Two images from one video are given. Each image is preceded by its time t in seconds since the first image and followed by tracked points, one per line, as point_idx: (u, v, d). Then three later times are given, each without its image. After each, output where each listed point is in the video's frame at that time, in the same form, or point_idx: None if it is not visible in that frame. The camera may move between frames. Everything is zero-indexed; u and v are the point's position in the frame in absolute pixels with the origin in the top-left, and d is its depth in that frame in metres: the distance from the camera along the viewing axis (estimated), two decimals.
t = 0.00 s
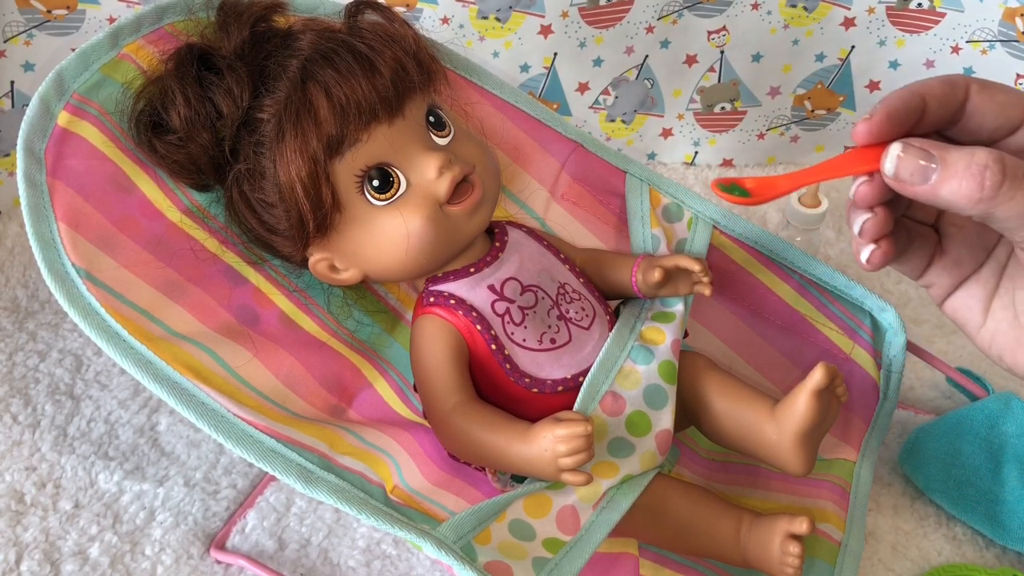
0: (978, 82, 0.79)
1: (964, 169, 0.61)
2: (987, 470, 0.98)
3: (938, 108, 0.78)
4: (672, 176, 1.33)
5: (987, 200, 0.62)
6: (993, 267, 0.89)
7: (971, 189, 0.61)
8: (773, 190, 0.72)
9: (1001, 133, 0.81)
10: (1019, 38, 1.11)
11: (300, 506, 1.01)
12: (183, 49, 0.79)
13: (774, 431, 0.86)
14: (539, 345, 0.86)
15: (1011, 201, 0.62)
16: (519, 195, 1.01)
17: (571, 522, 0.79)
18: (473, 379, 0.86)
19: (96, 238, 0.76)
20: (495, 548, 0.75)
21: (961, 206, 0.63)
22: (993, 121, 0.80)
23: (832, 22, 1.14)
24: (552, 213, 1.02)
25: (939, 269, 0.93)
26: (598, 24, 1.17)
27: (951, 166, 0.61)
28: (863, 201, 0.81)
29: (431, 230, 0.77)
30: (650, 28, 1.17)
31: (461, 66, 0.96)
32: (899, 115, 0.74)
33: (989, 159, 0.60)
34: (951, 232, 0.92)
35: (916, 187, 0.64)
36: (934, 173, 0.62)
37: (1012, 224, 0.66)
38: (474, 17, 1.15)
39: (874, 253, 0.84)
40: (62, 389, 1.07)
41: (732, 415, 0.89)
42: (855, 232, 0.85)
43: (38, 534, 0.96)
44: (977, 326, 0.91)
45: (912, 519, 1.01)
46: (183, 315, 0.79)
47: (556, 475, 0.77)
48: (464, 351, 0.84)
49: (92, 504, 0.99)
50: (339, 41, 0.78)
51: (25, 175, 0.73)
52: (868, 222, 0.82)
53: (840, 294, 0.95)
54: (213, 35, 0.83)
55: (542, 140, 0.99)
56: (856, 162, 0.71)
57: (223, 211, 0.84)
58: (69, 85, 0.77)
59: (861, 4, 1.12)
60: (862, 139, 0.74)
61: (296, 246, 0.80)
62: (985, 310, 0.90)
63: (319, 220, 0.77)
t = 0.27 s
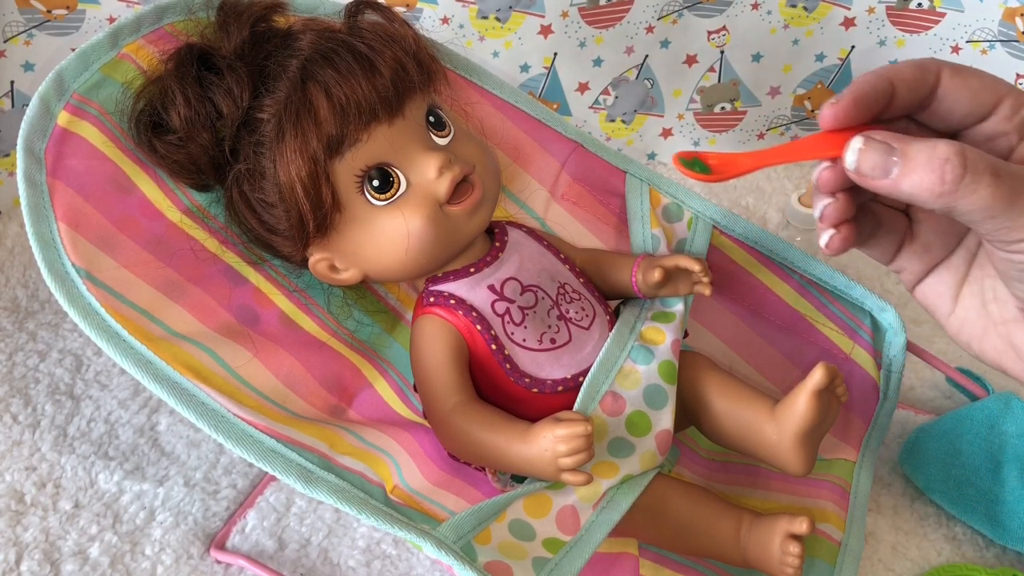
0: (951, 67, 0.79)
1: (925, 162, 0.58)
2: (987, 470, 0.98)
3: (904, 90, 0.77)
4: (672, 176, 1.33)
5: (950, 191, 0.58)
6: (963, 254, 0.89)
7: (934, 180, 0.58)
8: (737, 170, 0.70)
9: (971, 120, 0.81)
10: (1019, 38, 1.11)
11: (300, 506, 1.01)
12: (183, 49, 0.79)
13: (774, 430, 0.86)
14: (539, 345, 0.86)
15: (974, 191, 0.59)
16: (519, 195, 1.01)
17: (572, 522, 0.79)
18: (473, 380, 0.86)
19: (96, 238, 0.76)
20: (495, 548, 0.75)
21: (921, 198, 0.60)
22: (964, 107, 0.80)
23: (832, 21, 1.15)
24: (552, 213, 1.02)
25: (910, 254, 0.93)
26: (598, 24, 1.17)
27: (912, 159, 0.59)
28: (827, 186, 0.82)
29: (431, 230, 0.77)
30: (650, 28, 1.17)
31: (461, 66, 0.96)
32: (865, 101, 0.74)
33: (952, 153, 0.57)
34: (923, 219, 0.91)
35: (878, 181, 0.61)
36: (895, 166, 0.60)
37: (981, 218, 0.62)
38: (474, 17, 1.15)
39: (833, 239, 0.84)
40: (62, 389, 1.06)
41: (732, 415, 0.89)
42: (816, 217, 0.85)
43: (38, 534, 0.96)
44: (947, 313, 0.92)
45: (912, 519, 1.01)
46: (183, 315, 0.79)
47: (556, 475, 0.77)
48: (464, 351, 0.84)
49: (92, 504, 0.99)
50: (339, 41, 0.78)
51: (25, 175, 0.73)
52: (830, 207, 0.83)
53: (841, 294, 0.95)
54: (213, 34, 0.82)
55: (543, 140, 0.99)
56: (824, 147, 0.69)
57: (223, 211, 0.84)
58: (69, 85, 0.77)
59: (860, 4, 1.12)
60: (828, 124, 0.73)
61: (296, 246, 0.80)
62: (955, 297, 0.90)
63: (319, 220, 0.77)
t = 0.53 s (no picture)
0: (880, 53, 0.66)
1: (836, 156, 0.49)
2: (987, 470, 0.98)
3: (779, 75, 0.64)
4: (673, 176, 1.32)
5: (858, 188, 0.50)
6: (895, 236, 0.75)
7: (850, 172, 0.49)
8: (659, 175, 0.61)
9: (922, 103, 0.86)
10: (1019, 38, 1.11)
11: (300, 506, 1.01)
12: (183, 50, 0.79)
13: (774, 430, 0.86)
14: (539, 345, 0.86)
15: (888, 181, 0.49)
16: (519, 195, 1.01)
17: (572, 522, 0.79)
18: (473, 380, 0.86)
19: (95, 238, 0.76)
20: (495, 548, 0.75)
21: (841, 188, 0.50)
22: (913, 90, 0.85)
23: (832, 22, 1.14)
24: (552, 213, 1.02)
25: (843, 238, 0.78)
26: (598, 25, 1.17)
27: (828, 150, 0.49)
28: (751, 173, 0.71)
29: (431, 230, 0.77)
30: (650, 28, 1.18)
31: (461, 66, 0.96)
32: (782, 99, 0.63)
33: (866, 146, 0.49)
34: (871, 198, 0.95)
35: (794, 170, 0.52)
36: (808, 153, 0.50)
37: (901, 211, 0.53)
38: (474, 16, 1.16)
39: (756, 229, 0.75)
40: (62, 389, 1.06)
41: (732, 415, 0.89)
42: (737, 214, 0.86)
43: (38, 534, 0.96)
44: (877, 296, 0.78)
45: (912, 519, 1.01)
46: (183, 315, 0.79)
47: (556, 475, 0.77)
48: (464, 351, 0.84)
49: (92, 504, 0.99)
50: (339, 41, 0.78)
51: (25, 175, 0.73)
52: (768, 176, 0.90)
53: (840, 294, 0.96)
54: (213, 34, 0.82)
55: (543, 140, 0.99)
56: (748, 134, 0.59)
57: (223, 211, 0.84)
58: (69, 85, 0.77)
59: (861, 4, 1.12)
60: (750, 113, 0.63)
61: (296, 246, 0.80)
62: (884, 281, 0.77)
63: (319, 219, 0.77)
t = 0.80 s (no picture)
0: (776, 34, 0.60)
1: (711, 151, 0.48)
2: (987, 470, 0.98)
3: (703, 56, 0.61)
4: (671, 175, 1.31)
5: (732, 183, 0.49)
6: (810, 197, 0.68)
7: (720, 168, 0.48)
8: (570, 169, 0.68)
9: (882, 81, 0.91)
10: (1019, 38, 1.11)
11: (300, 506, 1.01)
12: (183, 50, 0.79)
13: (774, 430, 0.86)
14: (539, 345, 0.86)
15: (757, 179, 0.48)
16: (519, 196, 1.01)
17: (571, 522, 0.79)
18: (473, 380, 0.86)
19: (95, 238, 0.75)
20: (495, 548, 0.75)
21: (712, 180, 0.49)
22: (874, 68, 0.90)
23: (832, 22, 1.14)
24: (552, 213, 1.01)
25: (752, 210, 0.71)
26: (598, 24, 1.18)
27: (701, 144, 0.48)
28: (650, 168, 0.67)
29: (431, 229, 0.77)
30: (650, 28, 1.18)
31: (461, 66, 0.96)
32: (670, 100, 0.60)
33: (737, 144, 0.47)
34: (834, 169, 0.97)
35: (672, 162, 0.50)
36: (686, 146, 0.49)
37: (768, 204, 0.51)
38: (474, 16, 1.18)
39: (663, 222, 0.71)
40: (62, 389, 1.06)
41: (732, 415, 0.90)
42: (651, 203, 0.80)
43: (38, 534, 0.96)
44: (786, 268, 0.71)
45: (912, 519, 1.01)
46: (183, 315, 0.79)
47: (556, 475, 0.77)
48: (464, 351, 0.84)
49: (92, 504, 0.99)
50: (339, 41, 0.78)
51: (25, 175, 0.73)
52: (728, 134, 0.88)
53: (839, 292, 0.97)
54: (213, 34, 0.82)
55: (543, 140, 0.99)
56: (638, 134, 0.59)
57: (223, 211, 0.84)
58: (69, 85, 0.77)
59: (861, 4, 1.13)
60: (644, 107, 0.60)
61: (296, 246, 0.80)
62: (790, 256, 0.69)
63: (319, 219, 0.77)
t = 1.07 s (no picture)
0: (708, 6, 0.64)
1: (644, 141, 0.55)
2: (987, 470, 0.99)
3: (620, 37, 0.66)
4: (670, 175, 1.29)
5: (666, 166, 0.55)
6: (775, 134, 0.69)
7: (652, 155, 0.55)
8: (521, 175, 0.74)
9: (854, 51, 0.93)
10: (1019, 38, 1.10)
11: (300, 506, 1.01)
12: (183, 50, 0.79)
13: (774, 430, 0.87)
14: (539, 345, 0.86)
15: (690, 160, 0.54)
16: (519, 196, 1.01)
17: (571, 522, 0.79)
18: (473, 380, 0.86)
19: (95, 237, 0.75)
20: (495, 548, 0.75)
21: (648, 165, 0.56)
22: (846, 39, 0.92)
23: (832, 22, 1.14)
24: (552, 213, 1.01)
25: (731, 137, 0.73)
26: (598, 25, 1.18)
27: (634, 131, 0.55)
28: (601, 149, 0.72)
29: (431, 229, 0.77)
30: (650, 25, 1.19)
31: (461, 65, 0.94)
32: (606, 87, 0.66)
33: (667, 134, 0.53)
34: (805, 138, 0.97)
35: (609, 147, 0.58)
36: (619, 135, 0.56)
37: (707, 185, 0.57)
38: (474, 16, 1.16)
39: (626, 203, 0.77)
40: (62, 389, 1.06)
41: (733, 415, 0.90)
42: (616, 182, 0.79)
43: (38, 534, 0.96)
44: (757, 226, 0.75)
45: (912, 518, 1.01)
46: (183, 315, 0.79)
47: (556, 475, 0.77)
48: (464, 351, 0.84)
49: (92, 504, 0.99)
50: (339, 41, 0.78)
51: (25, 175, 0.73)
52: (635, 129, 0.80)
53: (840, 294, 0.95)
54: (212, 34, 0.82)
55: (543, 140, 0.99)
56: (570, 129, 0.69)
57: (223, 211, 0.84)
58: (69, 85, 0.77)
59: (861, 3, 1.13)
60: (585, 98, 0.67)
61: (296, 246, 0.80)
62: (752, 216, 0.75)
63: (319, 219, 0.77)
